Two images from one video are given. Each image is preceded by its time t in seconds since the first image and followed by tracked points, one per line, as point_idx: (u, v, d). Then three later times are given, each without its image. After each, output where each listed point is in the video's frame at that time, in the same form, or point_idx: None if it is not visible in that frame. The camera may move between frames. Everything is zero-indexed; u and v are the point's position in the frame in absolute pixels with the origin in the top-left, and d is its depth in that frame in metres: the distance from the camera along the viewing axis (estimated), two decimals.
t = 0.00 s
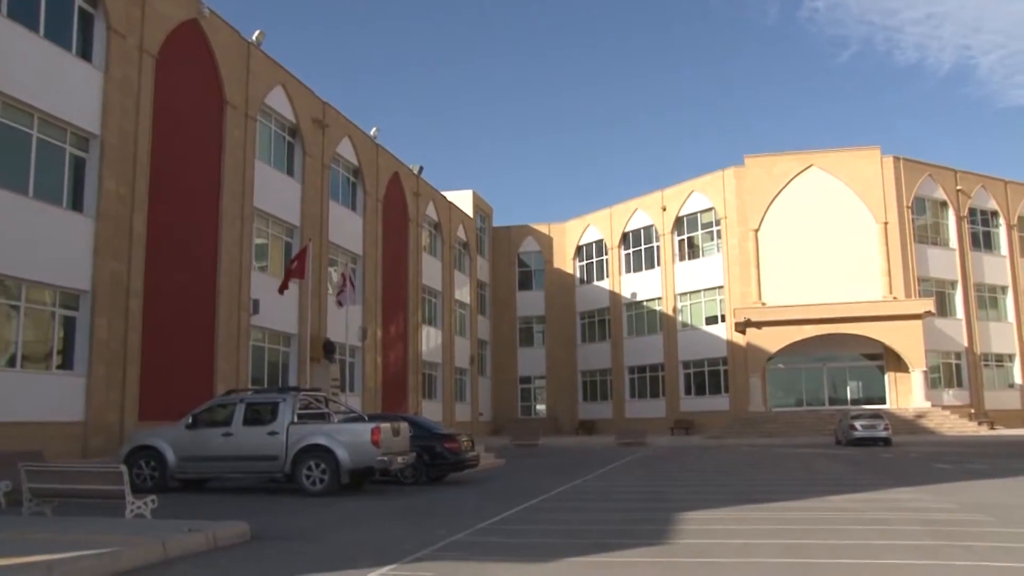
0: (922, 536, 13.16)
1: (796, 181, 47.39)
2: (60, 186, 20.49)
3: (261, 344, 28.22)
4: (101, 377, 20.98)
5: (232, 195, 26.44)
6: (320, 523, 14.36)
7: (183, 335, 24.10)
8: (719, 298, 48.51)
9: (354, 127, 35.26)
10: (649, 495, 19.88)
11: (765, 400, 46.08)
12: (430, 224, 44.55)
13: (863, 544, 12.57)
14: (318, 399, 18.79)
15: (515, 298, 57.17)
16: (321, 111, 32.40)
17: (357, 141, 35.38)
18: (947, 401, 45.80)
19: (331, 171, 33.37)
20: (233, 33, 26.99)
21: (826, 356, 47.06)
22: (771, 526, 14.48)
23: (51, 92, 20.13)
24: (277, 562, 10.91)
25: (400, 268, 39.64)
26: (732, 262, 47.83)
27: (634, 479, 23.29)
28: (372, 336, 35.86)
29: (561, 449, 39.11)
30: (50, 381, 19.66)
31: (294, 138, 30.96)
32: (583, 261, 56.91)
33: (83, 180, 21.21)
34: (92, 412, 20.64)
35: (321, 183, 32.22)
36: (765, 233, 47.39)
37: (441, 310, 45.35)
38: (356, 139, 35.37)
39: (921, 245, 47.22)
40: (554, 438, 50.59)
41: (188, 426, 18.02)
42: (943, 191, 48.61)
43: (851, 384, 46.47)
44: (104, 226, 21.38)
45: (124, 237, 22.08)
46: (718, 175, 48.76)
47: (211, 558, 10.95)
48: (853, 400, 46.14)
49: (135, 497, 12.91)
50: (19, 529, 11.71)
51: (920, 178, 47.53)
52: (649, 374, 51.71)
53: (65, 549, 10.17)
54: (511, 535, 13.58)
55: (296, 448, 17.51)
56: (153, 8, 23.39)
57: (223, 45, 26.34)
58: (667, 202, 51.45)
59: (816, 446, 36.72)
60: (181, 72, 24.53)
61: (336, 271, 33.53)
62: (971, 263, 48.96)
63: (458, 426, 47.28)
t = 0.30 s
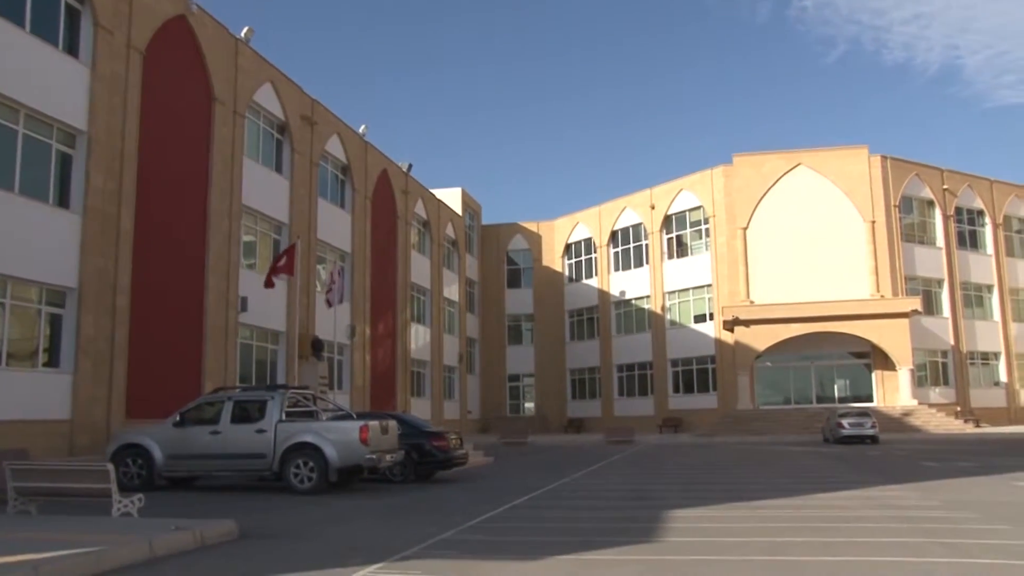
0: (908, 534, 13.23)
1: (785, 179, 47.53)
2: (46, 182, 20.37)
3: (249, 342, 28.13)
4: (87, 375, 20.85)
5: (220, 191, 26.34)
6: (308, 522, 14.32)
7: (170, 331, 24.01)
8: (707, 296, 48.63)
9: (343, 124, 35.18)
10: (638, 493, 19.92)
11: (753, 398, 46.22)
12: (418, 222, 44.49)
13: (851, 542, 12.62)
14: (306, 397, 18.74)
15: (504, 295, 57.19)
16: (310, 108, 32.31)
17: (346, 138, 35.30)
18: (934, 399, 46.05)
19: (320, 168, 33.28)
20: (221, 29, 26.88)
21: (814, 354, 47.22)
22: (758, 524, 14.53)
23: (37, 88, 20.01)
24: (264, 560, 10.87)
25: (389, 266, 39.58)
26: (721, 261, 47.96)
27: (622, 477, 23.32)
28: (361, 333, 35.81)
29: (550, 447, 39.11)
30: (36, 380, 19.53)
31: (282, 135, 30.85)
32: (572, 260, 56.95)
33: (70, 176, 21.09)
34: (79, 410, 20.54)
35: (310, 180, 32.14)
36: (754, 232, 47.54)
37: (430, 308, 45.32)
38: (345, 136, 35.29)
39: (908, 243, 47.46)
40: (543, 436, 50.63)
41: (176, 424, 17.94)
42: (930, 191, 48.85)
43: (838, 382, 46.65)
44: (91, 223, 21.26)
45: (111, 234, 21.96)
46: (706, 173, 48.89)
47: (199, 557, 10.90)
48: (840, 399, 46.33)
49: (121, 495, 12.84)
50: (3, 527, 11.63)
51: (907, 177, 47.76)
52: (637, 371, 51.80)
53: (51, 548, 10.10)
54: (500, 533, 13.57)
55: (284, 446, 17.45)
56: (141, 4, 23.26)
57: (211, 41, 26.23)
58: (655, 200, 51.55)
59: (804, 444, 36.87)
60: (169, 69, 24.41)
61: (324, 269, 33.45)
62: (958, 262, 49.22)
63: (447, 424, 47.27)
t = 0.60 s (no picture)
0: (895, 532, 13.29)
1: (774, 179, 47.68)
2: (33, 180, 20.26)
3: (236, 341, 28.02)
4: (73, 374, 20.75)
5: (208, 189, 26.25)
6: (296, 521, 14.28)
7: (157, 329, 23.91)
8: (695, 296, 48.76)
9: (332, 123, 35.11)
10: (626, 492, 19.96)
11: (741, 398, 46.35)
12: (407, 221, 44.42)
13: (839, 540, 12.68)
14: (294, 397, 18.70)
15: (493, 294, 57.20)
16: (298, 106, 32.23)
17: (335, 136, 35.22)
18: (920, 398, 46.29)
19: (308, 167, 33.21)
20: (210, 27, 26.77)
21: (802, 353, 47.38)
22: (746, 523, 14.57)
23: (24, 85, 19.90)
24: (252, 560, 10.85)
25: (377, 266, 39.52)
26: (709, 260, 48.09)
27: (610, 476, 23.34)
28: (349, 332, 35.75)
29: (538, 446, 39.11)
30: (21, 378, 19.41)
31: (271, 134, 30.75)
32: (561, 259, 56.97)
33: (57, 173, 20.98)
34: (65, 409, 20.42)
35: (298, 179, 32.06)
36: (742, 231, 47.68)
37: (418, 308, 45.27)
38: (333, 134, 35.20)
39: (895, 243, 47.69)
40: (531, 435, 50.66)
41: (163, 423, 17.87)
42: (917, 191, 49.10)
43: (826, 381, 46.83)
44: (77, 221, 21.15)
45: (98, 232, 21.84)
46: (695, 173, 49.01)
47: (185, 556, 10.87)
48: (827, 398, 46.51)
49: (107, 495, 12.78)
50: None
51: (894, 178, 48.00)
52: (626, 371, 51.89)
53: (36, 548, 10.03)
54: (488, 532, 13.56)
55: (272, 446, 17.42)
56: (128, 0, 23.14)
57: (200, 38, 26.13)
58: (644, 200, 51.65)
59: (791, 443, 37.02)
60: (156, 67, 24.30)
61: (313, 268, 33.35)
62: (944, 262, 49.50)
63: (435, 423, 47.24)
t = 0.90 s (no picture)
0: (881, 531, 13.35)
1: (761, 179, 47.84)
2: (17, 177, 20.12)
3: (223, 340, 27.90)
4: (57, 373, 20.60)
5: (196, 187, 26.14)
6: (283, 521, 14.22)
7: (144, 328, 23.81)
8: (683, 296, 48.88)
9: (320, 122, 35.02)
10: (613, 492, 20.00)
11: (728, 397, 46.48)
12: (395, 220, 44.35)
13: (826, 539, 12.73)
14: (282, 396, 18.63)
15: (481, 294, 57.21)
16: (286, 105, 32.13)
17: (322, 135, 35.12)
18: (906, 398, 46.54)
19: (296, 166, 33.11)
20: (197, 24, 26.66)
21: (789, 353, 47.54)
22: (733, 523, 14.61)
23: (8, 83, 19.77)
24: (238, 560, 10.81)
25: (365, 265, 39.42)
26: (697, 260, 48.24)
27: (597, 476, 23.36)
28: (336, 332, 35.67)
29: (526, 446, 39.12)
30: (5, 378, 19.26)
31: (258, 133, 30.65)
32: (549, 258, 56.99)
33: (41, 171, 20.84)
34: (49, 409, 20.29)
35: (286, 177, 31.95)
36: (730, 231, 47.82)
37: (406, 307, 45.20)
38: (321, 133, 35.11)
39: (881, 244, 47.94)
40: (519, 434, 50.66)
41: (149, 423, 17.78)
42: (903, 192, 49.36)
43: (813, 381, 47.02)
44: (62, 220, 21.02)
45: (83, 231, 21.71)
46: (683, 173, 49.13)
47: (171, 557, 10.82)
48: (814, 398, 46.70)
49: (92, 496, 12.70)
50: None
51: (880, 179, 48.25)
52: (613, 371, 51.96)
53: (20, 549, 9.97)
54: (475, 533, 13.53)
55: (259, 446, 17.36)
56: None
57: (187, 36, 25.99)
58: (632, 200, 51.74)
59: (778, 443, 37.14)
60: (143, 64, 24.17)
61: (300, 267, 33.24)
62: (930, 263, 49.80)
63: (423, 423, 47.19)
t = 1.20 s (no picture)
0: (865, 531, 13.42)
1: (747, 180, 48.02)
2: None
3: (208, 340, 27.77)
4: (39, 373, 20.44)
5: (180, 187, 26.00)
6: (268, 521, 14.16)
7: (128, 329, 23.66)
8: (669, 296, 49.01)
9: (306, 121, 34.91)
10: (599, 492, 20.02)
11: (714, 398, 46.60)
12: (381, 220, 44.25)
13: (811, 539, 12.77)
14: (266, 396, 18.54)
15: (467, 294, 57.19)
16: (272, 104, 32.00)
17: (308, 135, 35.02)
18: (889, 398, 46.80)
19: (281, 165, 32.95)
20: (182, 22, 26.53)
21: (774, 354, 47.70)
22: (718, 523, 14.65)
23: None
24: (222, 561, 10.76)
25: (351, 264, 39.31)
26: (682, 261, 48.37)
27: (583, 476, 23.37)
28: (322, 332, 35.58)
29: (511, 446, 39.10)
30: None
31: (244, 132, 30.52)
32: (534, 259, 56.99)
33: (23, 170, 20.67)
34: (31, 409, 20.12)
35: (271, 177, 31.83)
36: (715, 232, 47.97)
37: (392, 307, 45.11)
38: (307, 133, 35.00)
39: (865, 245, 48.23)
40: (504, 435, 50.66)
41: (132, 423, 17.66)
42: (887, 194, 49.66)
43: (797, 382, 47.22)
44: (44, 218, 20.86)
45: (66, 231, 21.55)
46: (669, 174, 49.26)
47: (155, 558, 10.76)
48: (799, 398, 46.90)
49: (74, 497, 12.61)
50: None
51: (864, 180, 48.52)
52: (599, 371, 52.04)
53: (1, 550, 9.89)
54: (461, 533, 13.51)
55: (244, 446, 17.28)
56: None
57: (171, 34, 25.85)
58: (618, 201, 51.83)
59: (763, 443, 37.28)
60: (126, 63, 24.01)
61: (285, 266, 33.10)
62: (913, 264, 50.11)
63: (409, 423, 47.13)
